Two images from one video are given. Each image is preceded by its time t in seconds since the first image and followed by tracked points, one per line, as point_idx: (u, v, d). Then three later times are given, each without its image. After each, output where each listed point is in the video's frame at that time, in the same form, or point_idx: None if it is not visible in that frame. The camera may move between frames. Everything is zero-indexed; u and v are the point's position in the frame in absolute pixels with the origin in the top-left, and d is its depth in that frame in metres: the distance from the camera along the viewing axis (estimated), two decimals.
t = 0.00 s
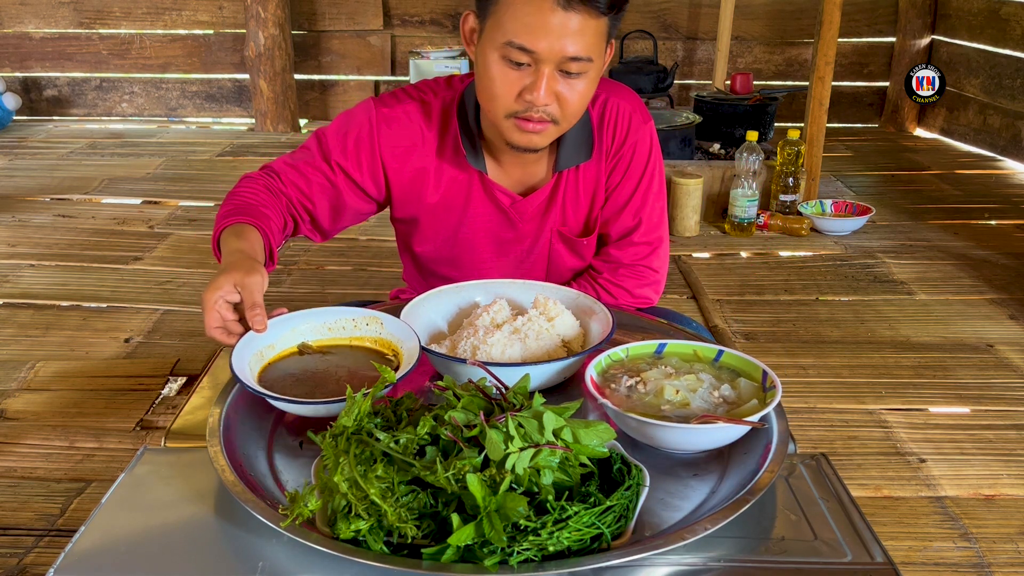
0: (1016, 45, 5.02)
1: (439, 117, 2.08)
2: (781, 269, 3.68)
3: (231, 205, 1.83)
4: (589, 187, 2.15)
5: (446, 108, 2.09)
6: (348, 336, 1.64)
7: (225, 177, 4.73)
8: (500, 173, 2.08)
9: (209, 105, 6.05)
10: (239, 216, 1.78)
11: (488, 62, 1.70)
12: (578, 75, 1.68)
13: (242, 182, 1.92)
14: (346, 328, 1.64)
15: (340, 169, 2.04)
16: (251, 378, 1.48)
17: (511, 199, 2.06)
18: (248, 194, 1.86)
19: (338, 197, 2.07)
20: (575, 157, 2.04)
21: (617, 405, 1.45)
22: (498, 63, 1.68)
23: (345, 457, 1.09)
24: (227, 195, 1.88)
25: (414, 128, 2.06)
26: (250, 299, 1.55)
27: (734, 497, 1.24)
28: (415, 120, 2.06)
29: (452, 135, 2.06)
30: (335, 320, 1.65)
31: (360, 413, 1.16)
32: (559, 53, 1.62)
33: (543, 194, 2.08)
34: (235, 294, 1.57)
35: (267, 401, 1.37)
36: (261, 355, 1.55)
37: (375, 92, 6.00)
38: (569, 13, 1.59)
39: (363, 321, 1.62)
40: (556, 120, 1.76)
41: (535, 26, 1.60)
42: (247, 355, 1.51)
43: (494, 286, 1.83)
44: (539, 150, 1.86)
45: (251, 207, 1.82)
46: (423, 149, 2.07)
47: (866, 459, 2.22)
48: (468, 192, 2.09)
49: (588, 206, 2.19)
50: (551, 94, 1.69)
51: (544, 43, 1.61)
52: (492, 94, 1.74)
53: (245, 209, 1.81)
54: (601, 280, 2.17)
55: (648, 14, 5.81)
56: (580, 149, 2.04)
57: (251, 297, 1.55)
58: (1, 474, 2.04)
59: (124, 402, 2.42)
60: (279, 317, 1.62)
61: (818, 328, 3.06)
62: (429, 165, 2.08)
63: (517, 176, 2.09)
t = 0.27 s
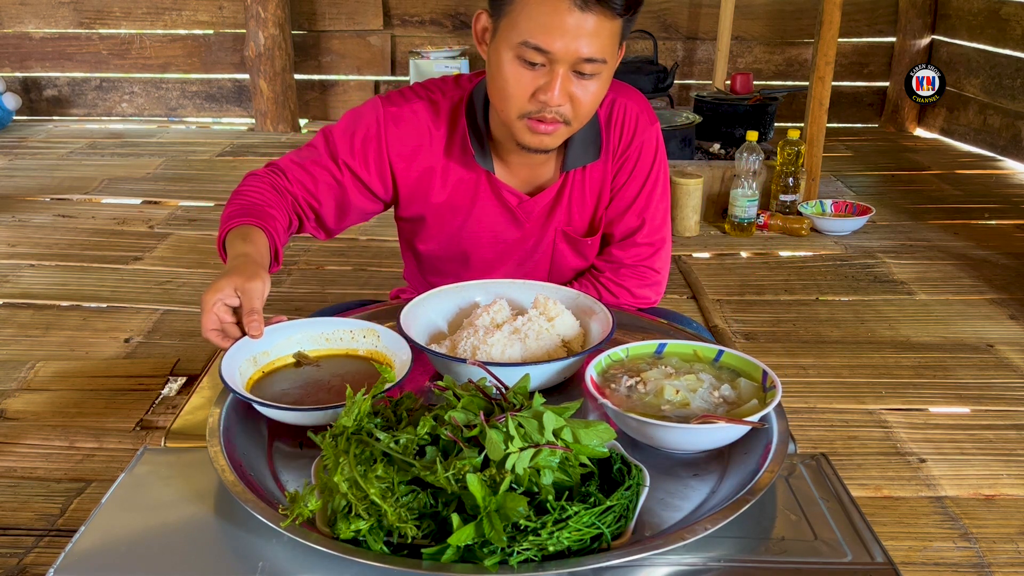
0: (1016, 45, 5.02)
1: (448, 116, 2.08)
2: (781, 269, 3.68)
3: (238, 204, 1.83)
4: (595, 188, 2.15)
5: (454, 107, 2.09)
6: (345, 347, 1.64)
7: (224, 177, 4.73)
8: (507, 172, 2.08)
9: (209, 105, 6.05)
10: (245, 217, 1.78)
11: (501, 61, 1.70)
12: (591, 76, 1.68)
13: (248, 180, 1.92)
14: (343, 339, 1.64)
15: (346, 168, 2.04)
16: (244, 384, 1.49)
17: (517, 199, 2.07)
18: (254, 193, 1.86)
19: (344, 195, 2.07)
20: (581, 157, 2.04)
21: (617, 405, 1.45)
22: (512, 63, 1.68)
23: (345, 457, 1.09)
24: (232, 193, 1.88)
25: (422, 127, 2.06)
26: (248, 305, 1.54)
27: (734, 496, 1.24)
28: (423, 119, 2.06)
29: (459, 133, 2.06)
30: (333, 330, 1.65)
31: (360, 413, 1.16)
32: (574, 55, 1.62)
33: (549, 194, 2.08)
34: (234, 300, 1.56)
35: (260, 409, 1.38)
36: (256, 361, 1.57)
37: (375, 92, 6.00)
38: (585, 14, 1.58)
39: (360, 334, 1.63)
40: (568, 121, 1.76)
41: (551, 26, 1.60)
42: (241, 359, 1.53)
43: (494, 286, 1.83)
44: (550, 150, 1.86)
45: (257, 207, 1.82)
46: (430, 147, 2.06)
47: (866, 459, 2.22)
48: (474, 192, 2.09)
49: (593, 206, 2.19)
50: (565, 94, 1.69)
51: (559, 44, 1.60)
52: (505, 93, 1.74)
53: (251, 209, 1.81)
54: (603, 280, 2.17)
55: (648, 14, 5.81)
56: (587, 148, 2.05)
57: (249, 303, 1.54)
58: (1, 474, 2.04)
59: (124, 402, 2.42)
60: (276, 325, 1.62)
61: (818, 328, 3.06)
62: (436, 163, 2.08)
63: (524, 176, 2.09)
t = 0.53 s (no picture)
0: (1016, 45, 5.02)
1: (453, 115, 2.08)
2: (781, 269, 3.68)
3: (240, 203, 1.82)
4: (598, 189, 2.16)
5: (460, 106, 2.09)
6: (347, 355, 1.61)
7: (225, 177, 4.73)
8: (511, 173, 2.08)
9: (209, 105, 6.05)
10: (248, 215, 1.78)
11: (511, 64, 1.70)
12: (600, 81, 1.68)
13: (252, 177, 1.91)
14: (345, 346, 1.62)
15: (351, 166, 2.04)
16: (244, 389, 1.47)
17: (522, 199, 2.07)
18: (258, 191, 1.86)
19: (348, 194, 2.06)
20: (587, 159, 2.05)
21: (617, 405, 1.45)
22: (522, 65, 1.68)
23: (345, 457, 1.09)
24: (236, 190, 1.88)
25: (427, 126, 2.06)
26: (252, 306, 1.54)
27: (734, 497, 1.24)
28: (429, 118, 2.06)
29: (465, 133, 2.06)
30: (335, 337, 1.63)
31: (360, 413, 1.16)
32: (584, 59, 1.62)
33: (554, 195, 2.09)
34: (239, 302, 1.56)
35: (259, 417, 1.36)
36: (257, 364, 1.55)
37: (375, 92, 6.00)
38: (596, 19, 1.58)
39: (363, 343, 1.60)
40: (575, 125, 1.77)
41: (561, 30, 1.60)
42: (242, 362, 1.51)
43: (493, 286, 1.83)
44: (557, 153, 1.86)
45: (260, 206, 1.81)
46: (435, 146, 2.07)
47: (866, 459, 2.22)
48: (479, 192, 2.09)
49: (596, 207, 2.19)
50: (574, 98, 1.69)
51: (569, 48, 1.60)
52: (514, 96, 1.74)
53: (255, 207, 1.81)
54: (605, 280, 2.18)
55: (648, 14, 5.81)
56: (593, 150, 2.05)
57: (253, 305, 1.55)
58: (1, 474, 2.04)
59: (124, 402, 2.42)
60: (280, 329, 1.61)
61: (818, 328, 3.06)
62: (441, 163, 2.08)
63: (529, 177, 2.09)
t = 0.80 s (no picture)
0: (1016, 45, 5.02)
1: (461, 112, 2.08)
2: (781, 269, 3.68)
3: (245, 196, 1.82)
4: (604, 189, 2.16)
5: (469, 104, 2.09)
6: (354, 363, 1.61)
7: (225, 177, 4.73)
8: (518, 173, 2.08)
9: (209, 105, 6.05)
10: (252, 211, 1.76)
11: (522, 66, 1.70)
12: (611, 84, 1.69)
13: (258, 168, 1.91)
14: (353, 354, 1.61)
15: (359, 160, 2.03)
16: (251, 396, 1.48)
17: (528, 199, 2.07)
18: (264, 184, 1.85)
19: (354, 188, 2.06)
20: (594, 159, 2.05)
21: (617, 405, 1.45)
22: (533, 67, 1.69)
23: (345, 458, 1.09)
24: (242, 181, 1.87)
25: (436, 124, 2.06)
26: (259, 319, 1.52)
27: (734, 497, 1.24)
28: (437, 115, 2.06)
29: (473, 132, 2.06)
30: (343, 345, 1.62)
31: (360, 414, 1.16)
32: (596, 63, 1.62)
33: (560, 195, 2.09)
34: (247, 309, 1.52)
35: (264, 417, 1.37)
36: (266, 371, 1.55)
37: (375, 92, 6.00)
38: (609, 23, 1.59)
39: (369, 349, 1.60)
40: (584, 127, 1.77)
41: (574, 33, 1.60)
42: (250, 369, 1.52)
43: (493, 286, 1.83)
44: (564, 156, 1.88)
45: (265, 200, 1.80)
46: (443, 143, 2.06)
47: (866, 459, 2.22)
48: (485, 191, 2.09)
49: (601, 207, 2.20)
50: (584, 102, 1.69)
51: (581, 52, 1.61)
52: (524, 97, 1.74)
53: (259, 200, 1.80)
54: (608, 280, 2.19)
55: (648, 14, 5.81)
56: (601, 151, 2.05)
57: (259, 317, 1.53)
58: (1, 475, 2.04)
59: (124, 402, 2.42)
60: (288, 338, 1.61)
61: (818, 328, 3.06)
62: (448, 160, 2.08)
63: (536, 177, 2.09)
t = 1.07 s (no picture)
0: (1016, 45, 5.02)
1: (476, 109, 2.09)
2: (781, 269, 3.68)
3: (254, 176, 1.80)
4: (613, 191, 2.17)
5: (483, 100, 2.10)
6: (356, 363, 1.60)
7: (225, 177, 4.73)
8: (529, 174, 2.10)
9: (209, 105, 6.05)
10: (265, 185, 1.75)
11: (546, 72, 1.73)
12: (632, 97, 1.70)
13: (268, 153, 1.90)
14: (355, 355, 1.61)
15: (370, 149, 2.03)
16: (253, 396, 1.48)
17: (539, 199, 2.08)
18: (275, 166, 1.84)
19: (365, 176, 2.05)
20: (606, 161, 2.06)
21: (617, 405, 1.45)
22: (557, 74, 1.71)
23: (344, 458, 1.09)
24: (251, 164, 1.86)
25: (449, 120, 2.06)
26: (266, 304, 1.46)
27: (734, 496, 1.24)
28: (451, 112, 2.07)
29: (486, 129, 2.06)
30: (345, 346, 1.62)
31: (360, 413, 1.16)
32: (618, 75, 1.64)
33: (571, 197, 2.09)
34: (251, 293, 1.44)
35: (266, 418, 1.38)
36: (268, 373, 1.56)
37: (375, 92, 6.00)
38: (634, 37, 1.60)
39: (370, 350, 1.59)
40: (603, 136, 1.79)
41: (599, 44, 1.62)
42: (251, 371, 1.52)
43: (494, 286, 1.83)
44: (580, 162, 1.90)
45: (277, 178, 1.79)
46: (456, 139, 2.07)
47: (866, 459, 2.22)
48: (496, 188, 2.10)
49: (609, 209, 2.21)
50: (605, 112, 1.71)
51: (605, 62, 1.62)
52: (545, 103, 1.77)
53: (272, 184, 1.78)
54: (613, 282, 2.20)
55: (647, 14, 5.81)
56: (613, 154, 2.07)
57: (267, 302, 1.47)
58: (1, 474, 2.04)
59: (124, 402, 2.42)
60: (289, 341, 1.61)
61: (818, 328, 3.06)
62: (460, 156, 2.08)
63: (547, 178, 2.10)
